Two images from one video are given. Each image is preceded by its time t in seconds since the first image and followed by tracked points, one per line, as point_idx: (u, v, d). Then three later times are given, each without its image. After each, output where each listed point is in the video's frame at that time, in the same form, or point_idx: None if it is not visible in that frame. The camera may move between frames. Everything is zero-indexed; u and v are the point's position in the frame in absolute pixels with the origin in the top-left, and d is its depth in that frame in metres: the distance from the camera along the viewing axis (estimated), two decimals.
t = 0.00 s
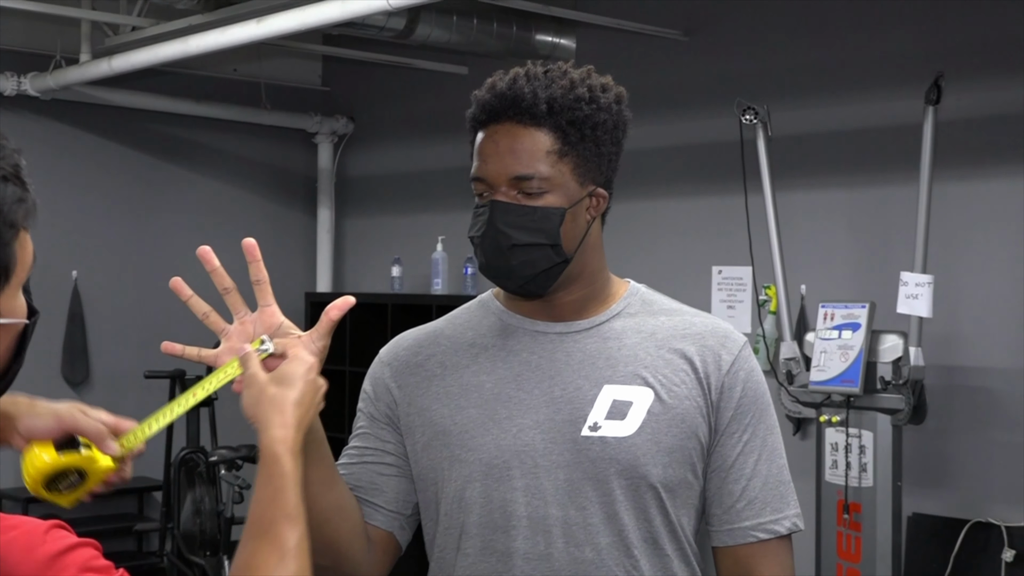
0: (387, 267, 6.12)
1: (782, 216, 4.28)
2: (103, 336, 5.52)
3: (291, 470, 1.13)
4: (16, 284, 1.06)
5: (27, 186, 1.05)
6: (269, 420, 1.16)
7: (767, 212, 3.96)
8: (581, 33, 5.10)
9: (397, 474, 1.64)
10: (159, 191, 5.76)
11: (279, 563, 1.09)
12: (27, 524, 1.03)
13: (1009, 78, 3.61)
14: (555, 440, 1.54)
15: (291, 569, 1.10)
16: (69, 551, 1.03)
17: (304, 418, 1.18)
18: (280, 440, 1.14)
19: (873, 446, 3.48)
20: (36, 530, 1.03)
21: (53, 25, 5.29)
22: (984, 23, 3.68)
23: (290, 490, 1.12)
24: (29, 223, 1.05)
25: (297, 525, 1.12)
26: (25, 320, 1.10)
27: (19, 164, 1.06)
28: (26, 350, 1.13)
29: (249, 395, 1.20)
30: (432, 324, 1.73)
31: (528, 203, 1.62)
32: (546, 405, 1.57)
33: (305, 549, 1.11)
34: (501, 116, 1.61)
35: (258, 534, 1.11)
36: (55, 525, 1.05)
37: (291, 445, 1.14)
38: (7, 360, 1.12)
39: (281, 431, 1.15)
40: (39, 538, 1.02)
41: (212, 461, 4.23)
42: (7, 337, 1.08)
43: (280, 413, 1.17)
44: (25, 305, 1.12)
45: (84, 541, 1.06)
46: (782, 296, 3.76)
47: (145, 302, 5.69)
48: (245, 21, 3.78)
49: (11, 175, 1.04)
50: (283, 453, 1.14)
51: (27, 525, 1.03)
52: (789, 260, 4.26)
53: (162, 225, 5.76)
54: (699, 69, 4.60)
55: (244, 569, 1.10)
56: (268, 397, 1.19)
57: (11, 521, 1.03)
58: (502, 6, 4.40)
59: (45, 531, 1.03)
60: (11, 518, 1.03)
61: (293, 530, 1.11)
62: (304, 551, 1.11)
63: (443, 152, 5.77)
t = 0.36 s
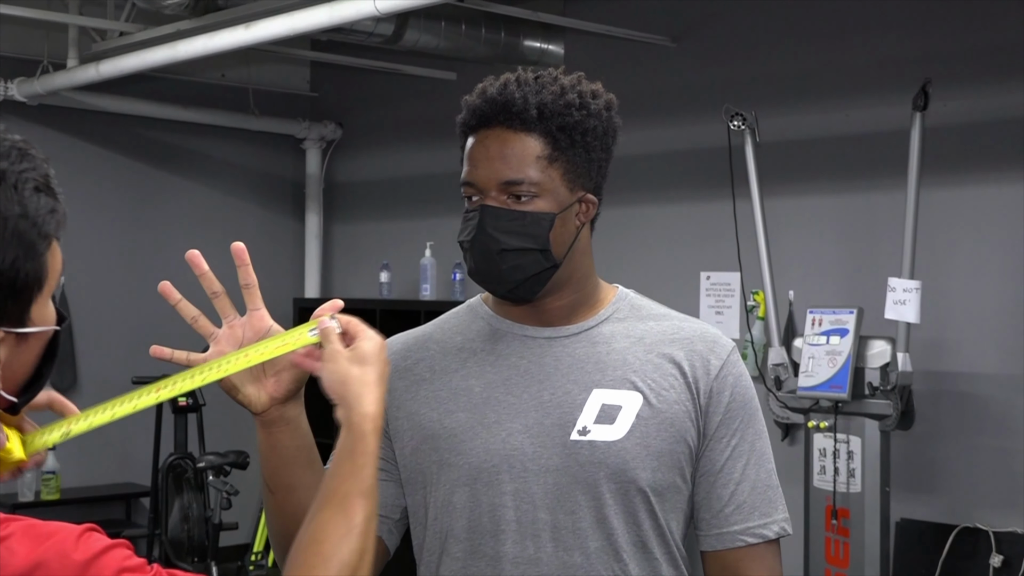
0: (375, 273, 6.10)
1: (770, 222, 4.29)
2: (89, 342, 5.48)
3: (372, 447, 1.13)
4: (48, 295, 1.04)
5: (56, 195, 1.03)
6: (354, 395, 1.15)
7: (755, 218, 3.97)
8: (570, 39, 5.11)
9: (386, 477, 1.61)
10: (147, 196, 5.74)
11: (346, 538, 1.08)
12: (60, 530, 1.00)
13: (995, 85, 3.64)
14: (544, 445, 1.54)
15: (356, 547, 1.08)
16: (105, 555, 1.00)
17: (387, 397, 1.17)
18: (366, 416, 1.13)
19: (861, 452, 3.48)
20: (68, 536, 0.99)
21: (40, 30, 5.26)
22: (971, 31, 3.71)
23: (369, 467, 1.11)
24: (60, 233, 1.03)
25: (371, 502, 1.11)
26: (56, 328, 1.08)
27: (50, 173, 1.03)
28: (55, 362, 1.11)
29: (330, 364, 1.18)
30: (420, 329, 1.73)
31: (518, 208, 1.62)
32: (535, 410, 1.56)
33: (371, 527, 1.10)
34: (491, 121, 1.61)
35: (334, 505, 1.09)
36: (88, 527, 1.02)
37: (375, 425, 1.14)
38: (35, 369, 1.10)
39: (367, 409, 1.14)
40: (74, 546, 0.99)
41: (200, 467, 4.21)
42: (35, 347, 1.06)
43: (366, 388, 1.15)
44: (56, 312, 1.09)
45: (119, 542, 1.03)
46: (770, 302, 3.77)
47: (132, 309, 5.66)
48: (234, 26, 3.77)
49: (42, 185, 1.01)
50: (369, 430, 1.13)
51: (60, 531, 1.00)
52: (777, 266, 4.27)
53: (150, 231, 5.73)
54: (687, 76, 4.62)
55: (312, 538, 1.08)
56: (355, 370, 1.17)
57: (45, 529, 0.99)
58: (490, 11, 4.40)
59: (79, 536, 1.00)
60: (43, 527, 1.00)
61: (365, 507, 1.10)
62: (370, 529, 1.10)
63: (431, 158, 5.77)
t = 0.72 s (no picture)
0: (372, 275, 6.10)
1: (767, 224, 4.29)
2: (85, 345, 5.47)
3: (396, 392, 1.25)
4: (61, 304, 1.06)
5: (76, 206, 1.06)
6: (382, 348, 1.29)
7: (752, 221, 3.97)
8: (567, 42, 5.12)
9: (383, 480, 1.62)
10: (144, 199, 5.73)
11: (364, 461, 1.16)
12: (66, 530, 1.00)
13: (991, 88, 3.64)
14: (541, 447, 1.54)
15: (374, 473, 1.16)
16: (113, 546, 1.00)
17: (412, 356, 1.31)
18: (391, 365, 1.27)
19: (858, 454, 3.48)
20: (73, 535, 1.00)
21: (36, 32, 5.25)
22: (967, 34, 3.71)
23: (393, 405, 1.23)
24: (76, 245, 1.05)
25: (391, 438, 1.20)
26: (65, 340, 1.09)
27: (70, 185, 1.06)
28: (64, 370, 1.12)
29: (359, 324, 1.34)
30: (417, 332, 1.73)
31: (516, 211, 1.62)
32: (532, 412, 1.56)
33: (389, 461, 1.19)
34: (490, 124, 1.61)
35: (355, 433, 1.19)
36: (90, 522, 1.03)
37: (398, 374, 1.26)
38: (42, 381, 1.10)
39: (392, 361, 1.27)
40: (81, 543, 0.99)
41: (197, 469, 4.21)
42: (45, 357, 1.07)
43: (393, 344, 1.30)
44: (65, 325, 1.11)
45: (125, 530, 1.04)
46: (767, 304, 3.77)
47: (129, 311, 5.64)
48: (232, 29, 3.77)
49: (63, 196, 1.04)
50: (394, 376, 1.26)
51: (65, 531, 1.00)
52: (774, 268, 4.28)
53: (147, 234, 5.72)
54: (684, 78, 4.62)
55: (333, 462, 1.17)
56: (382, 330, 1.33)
57: (52, 530, 1.00)
58: (488, 14, 4.41)
59: (84, 533, 1.00)
60: (50, 527, 1.00)
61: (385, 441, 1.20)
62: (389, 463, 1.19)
63: (429, 160, 5.77)
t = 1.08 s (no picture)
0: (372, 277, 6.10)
1: (767, 226, 4.29)
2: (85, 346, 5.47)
3: (399, 387, 1.32)
4: (78, 317, 1.07)
5: (98, 221, 1.07)
6: (389, 348, 1.38)
7: (751, 222, 3.97)
8: (567, 44, 5.12)
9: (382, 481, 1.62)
10: (144, 201, 5.73)
11: (364, 444, 1.22)
12: (77, 534, 1.00)
13: (991, 90, 3.64)
14: (541, 449, 1.53)
15: (371, 454, 1.22)
16: (123, 547, 1.02)
17: (416, 359, 1.39)
18: (397, 363, 1.35)
19: (858, 456, 3.48)
20: (84, 540, 1.00)
21: (35, 34, 5.25)
22: (968, 36, 3.71)
23: (395, 398, 1.30)
24: (95, 259, 1.06)
25: (391, 426, 1.27)
26: (80, 353, 1.10)
27: (93, 200, 1.07)
28: (78, 384, 1.13)
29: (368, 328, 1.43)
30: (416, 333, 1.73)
31: (516, 212, 1.61)
32: (532, 414, 1.56)
33: (387, 448, 1.25)
34: (489, 125, 1.61)
35: (357, 418, 1.26)
36: (101, 521, 1.04)
37: (402, 370, 1.35)
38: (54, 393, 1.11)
39: (396, 358, 1.36)
40: (92, 550, 1.00)
41: (196, 471, 4.21)
42: (60, 370, 1.07)
43: (400, 345, 1.39)
44: (80, 337, 1.12)
45: (132, 527, 1.05)
46: (767, 306, 3.77)
47: (129, 312, 5.64)
48: (232, 30, 3.76)
49: (86, 210, 1.05)
50: (399, 373, 1.34)
51: (76, 535, 1.00)
52: (773, 270, 4.28)
53: (147, 235, 5.72)
54: (683, 80, 4.62)
55: (333, 444, 1.22)
56: (389, 333, 1.42)
57: (63, 535, 1.00)
58: (488, 16, 4.40)
59: (95, 536, 1.01)
60: (60, 532, 1.01)
61: (385, 429, 1.26)
62: (387, 450, 1.25)
63: (428, 162, 5.77)
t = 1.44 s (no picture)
0: (372, 278, 6.10)
1: (767, 227, 4.29)
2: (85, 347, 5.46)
3: (396, 402, 1.34)
4: (83, 321, 1.07)
5: (105, 225, 1.07)
6: (386, 364, 1.40)
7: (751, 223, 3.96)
8: (567, 46, 5.12)
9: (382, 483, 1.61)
10: (144, 202, 5.73)
11: (362, 455, 1.23)
12: (81, 541, 1.00)
13: (991, 91, 3.64)
14: (541, 452, 1.53)
15: (368, 465, 1.23)
16: (126, 555, 1.01)
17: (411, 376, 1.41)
18: (394, 379, 1.37)
19: (858, 457, 3.48)
20: (89, 547, 1.00)
21: (35, 35, 5.25)
22: (968, 37, 3.71)
23: (392, 411, 1.31)
24: (101, 265, 1.06)
25: (387, 440, 1.28)
26: (84, 357, 1.09)
27: (100, 204, 1.07)
28: (82, 388, 1.13)
29: (365, 342, 1.45)
30: (415, 335, 1.72)
31: (516, 213, 1.61)
32: (532, 417, 1.56)
33: (383, 461, 1.26)
34: (489, 125, 1.61)
35: (355, 430, 1.27)
36: (106, 527, 1.03)
37: (399, 386, 1.36)
38: (57, 397, 1.10)
39: (393, 374, 1.38)
40: (97, 556, 1.00)
41: (196, 472, 4.22)
42: (64, 373, 1.07)
43: (396, 362, 1.41)
44: (84, 342, 1.12)
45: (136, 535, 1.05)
46: (766, 307, 3.77)
47: (129, 313, 5.64)
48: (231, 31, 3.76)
49: (94, 214, 1.05)
50: (396, 388, 1.36)
51: (80, 542, 1.00)
52: (773, 271, 4.28)
53: (148, 236, 5.72)
54: (683, 81, 4.62)
55: (330, 454, 1.23)
56: (386, 348, 1.44)
57: (68, 540, 1.00)
58: (487, 17, 4.41)
59: (99, 543, 1.01)
60: (64, 538, 1.00)
61: (382, 442, 1.27)
62: (382, 462, 1.26)
63: (428, 163, 5.78)
